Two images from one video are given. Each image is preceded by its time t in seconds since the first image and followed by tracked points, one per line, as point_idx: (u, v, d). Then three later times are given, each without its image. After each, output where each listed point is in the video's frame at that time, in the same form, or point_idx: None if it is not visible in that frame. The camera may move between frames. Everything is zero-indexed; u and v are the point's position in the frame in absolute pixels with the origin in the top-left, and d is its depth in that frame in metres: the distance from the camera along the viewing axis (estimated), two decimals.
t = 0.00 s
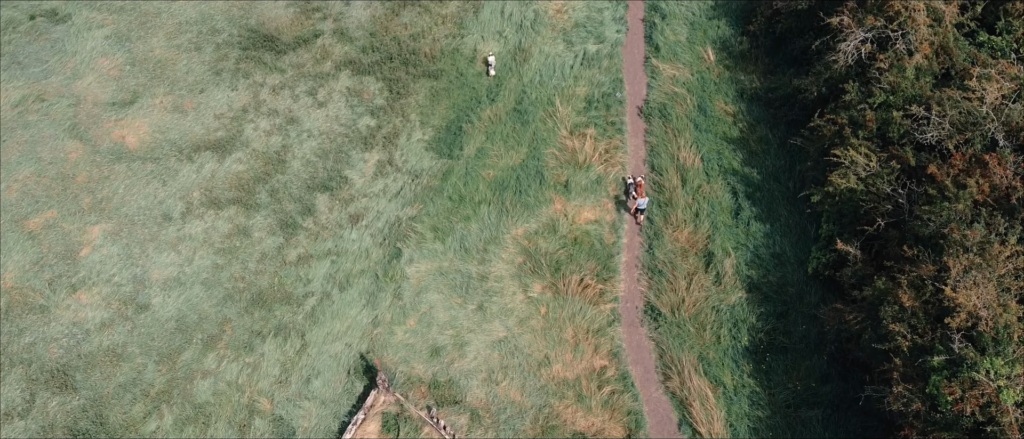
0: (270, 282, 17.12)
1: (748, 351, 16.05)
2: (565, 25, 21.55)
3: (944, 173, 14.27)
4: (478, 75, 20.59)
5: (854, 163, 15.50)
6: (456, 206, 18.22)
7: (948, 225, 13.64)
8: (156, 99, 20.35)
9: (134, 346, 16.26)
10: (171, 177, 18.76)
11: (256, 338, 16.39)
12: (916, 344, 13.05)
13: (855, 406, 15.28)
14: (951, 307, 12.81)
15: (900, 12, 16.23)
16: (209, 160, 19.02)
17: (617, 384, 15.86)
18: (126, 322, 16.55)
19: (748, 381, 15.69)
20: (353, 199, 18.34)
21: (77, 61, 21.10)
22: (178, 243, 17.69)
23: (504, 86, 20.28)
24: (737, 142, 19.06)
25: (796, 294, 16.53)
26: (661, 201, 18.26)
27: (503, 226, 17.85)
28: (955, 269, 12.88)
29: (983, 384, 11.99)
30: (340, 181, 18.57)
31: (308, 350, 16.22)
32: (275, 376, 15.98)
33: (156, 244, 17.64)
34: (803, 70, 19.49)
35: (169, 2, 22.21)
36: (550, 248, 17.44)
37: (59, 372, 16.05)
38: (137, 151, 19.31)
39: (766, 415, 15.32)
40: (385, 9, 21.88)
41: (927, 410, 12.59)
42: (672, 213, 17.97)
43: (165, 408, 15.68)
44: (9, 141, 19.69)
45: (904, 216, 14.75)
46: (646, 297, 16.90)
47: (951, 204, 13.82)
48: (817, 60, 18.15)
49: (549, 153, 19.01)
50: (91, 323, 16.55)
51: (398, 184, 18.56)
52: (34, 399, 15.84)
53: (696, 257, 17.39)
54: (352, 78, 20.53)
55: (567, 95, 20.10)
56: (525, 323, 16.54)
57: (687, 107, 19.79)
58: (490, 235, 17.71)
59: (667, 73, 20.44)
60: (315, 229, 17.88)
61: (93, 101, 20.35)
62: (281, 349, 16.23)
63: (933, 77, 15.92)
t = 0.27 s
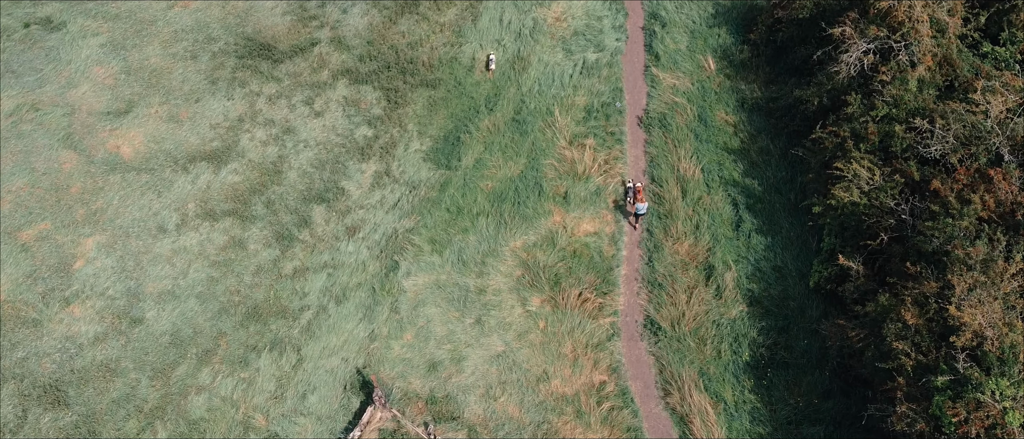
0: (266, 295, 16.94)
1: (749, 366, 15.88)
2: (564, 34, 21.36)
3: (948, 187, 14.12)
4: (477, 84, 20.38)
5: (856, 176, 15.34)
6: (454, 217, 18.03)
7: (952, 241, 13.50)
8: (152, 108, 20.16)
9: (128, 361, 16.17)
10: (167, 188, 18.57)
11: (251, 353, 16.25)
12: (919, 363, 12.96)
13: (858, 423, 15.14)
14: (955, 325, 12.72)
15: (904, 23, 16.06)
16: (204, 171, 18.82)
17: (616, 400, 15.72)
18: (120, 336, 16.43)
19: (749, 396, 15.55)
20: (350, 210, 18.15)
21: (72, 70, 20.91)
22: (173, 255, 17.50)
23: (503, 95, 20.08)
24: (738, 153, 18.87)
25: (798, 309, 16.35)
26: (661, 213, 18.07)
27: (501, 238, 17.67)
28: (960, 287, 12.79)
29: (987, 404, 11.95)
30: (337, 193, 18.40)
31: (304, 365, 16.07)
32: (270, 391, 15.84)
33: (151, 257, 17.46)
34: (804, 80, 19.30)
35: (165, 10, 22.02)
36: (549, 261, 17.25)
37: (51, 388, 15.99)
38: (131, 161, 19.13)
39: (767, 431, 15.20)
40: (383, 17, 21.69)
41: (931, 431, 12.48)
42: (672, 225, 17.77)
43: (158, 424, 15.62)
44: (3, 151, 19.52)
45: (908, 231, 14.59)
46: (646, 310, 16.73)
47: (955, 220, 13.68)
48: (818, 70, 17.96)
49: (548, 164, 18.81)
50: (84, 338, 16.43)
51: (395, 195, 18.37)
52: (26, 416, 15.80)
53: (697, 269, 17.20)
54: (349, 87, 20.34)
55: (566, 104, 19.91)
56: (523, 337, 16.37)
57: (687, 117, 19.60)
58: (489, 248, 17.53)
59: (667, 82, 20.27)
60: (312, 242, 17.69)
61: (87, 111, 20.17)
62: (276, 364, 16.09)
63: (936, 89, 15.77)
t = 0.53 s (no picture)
0: (262, 309, 16.78)
1: (750, 382, 15.83)
2: (563, 42, 21.15)
3: (952, 202, 13.91)
4: (475, 93, 20.18)
5: (859, 190, 15.13)
6: (452, 229, 17.85)
7: (957, 258, 13.32)
8: (147, 118, 19.95)
9: (122, 376, 16.09)
10: (162, 199, 18.37)
11: (247, 368, 16.16)
12: (924, 382, 12.89)
13: None
14: (960, 345, 12.56)
15: (907, 33, 15.85)
16: (200, 181, 18.62)
17: (616, 416, 15.69)
18: (114, 351, 16.33)
19: (750, 413, 15.53)
20: (347, 222, 17.96)
21: (67, 79, 20.71)
22: (168, 268, 17.31)
23: (501, 104, 19.88)
24: (739, 163, 18.68)
25: (799, 323, 16.20)
26: (662, 224, 17.85)
27: (500, 251, 17.48)
28: (965, 306, 12.61)
29: (993, 427, 11.95)
30: (334, 204, 18.21)
31: (300, 380, 15.99)
32: (266, 407, 15.80)
33: (145, 269, 17.27)
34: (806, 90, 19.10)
35: (161, 18, 21.82)
36: (548, 274, 17.07)
37: (44, 404, 15.96)
38: (126, 172, 18.93)
39: None
40: (381, 25, 21.49)
41: None
42: (673, 237, 17.58)
43: None
44: None
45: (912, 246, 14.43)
46: (646, 325, 16.58)
47: (960, 235, 13.50)
48: (820, 80, 17.76)
49: (547, 175, 18.62)
50: (78, 353, 16.34)
51: (392, 206, 18.19)
52: (19, 431, 15.80)
53: (698, 282, 17.02)
54: (347, 96, 20.14)
55: (565, 114, 19.72)
56: (522, 352, 16.24)
57: (688, 127, 19.42)
58: (487, 260, 17.35)
59: (667, 92, 20.08)
60: (309, 254, 17.51)
61: (82, 120, 19.97)
62: (272, 379, 16.02)
63: (940, 100, 15.56)
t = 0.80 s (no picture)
0: (258, 323, 16.63)
1: (751, 398, 15.70)
2: (563, 50, 20.96)
3: (957, 218, 13.74)
4: (473, 103, 19.99)
5: (861, 204, 14.92)
6: (449, 241, 17.67)
7: (961, 274, 13.13)
8: (142, 127, 19.77)
9: (116, 392, 16.04)
10: (157, 210, 18.19)
11: (242, 383, 16.06)
12: (929, 402, 12.74)
13: None
14: (964, 364, 12.46)
15: (911, 45, 15.61)
16: (195, 192, 18.43)
17: (615, 433, 15.58)
18: (107, 366, 16.27)
19: (751, 430, 15.46)
20: (343, 234, 17.77)
21: (61, 88, 20.54)
22: (163, 281, 17.14)
23: (500, 114, 19.69)
24: (740, 174, 18.48)
25: (801, 337, 16.02)
26: (662, 236, 17.67)
27: (498, 264, 17.30)
28: (969, 324, 12.46)
29: None
30: (331, 216, 18.03)
31: (296, 396, 15.88)
32: (261, 423, 15.71)
33: (140, 283, 17.10)
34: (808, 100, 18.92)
35: (156, 25, 21.64)
36: (547, 288, 16.89)
37: (36, 419, 15.96)
38: (121, 183, 18.75)
39: None
40: (379, 33, 21.31)
41: None
42: (673, 250, 17.41)
43: None
44: None
45: (915, 262, 14.28)
46: (646, 339, 16.43)
47: (964, 252, 13.31)
48: (822, 91, 17.57)
49: (546, 186, 18.45)
50: (71, 367, 16.29)
51: (390, 218, 18.00)
52: None
53: (698, 296, 16.85)
54: (344, 106, 19.96)
55: (564, 124, 19.53)
56: (520, 367, 16.12)
57: (688, 137, 19.24)
58: (485, 273, 17.18)
59: (667, 101, 19.91)
60: (305, 267, 17.32)
61: (77, 130, 19.79)
62: (267, 395, 15.91)
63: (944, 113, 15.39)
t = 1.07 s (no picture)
0: (254, 337, 16.49)
1: (752, 414, 15.59)
2: (562, 59, 20.77)
3: (961, 233, 13.56)
4: (472, 112, 19.79)
5: (864, 218, 14.73)
6: (448, 254, 17.50)
7: (966, 291, 12.93)
8: (137, 137, 19.57)
9: (109, 408, 15.94)
10: (152, 221, 18.01)
11: (238, 399, 15.96)
12: (933, 421, 12.60)
13: None
14: (968, 383, 12.29)
15: (914, 57, 15.41)
16: (191, 204, 18.25)
17: None
18: (101, 382, 16.16)
19: None
20: (340, 246, 17.59)
21: (56, 97, 20.34)
22: (158, 294, 16.98)
23: (499, 124, 19.50)
24: (741, 185, 18.30)
25: (803, 352, 15.87)
26: (662, 249, 17.49)
27: (497, 276, 17.14)
28: (973, 343, 12.30)
29: None
30: (328, 227, 17.84)
31: (292, 411, 15.78)
32: None
33: (134, 296, 16.95)
34: (809, 110, 18.74)
35: (152, 33, 21.45)
36: (546, 301, 16.72)
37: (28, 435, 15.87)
38: (116, 194, 18.56)
39: None
40: (376, 42, 21.12)
41: None
42: (673, 263, 17.24)
43: None
44: None
45: (919, 278, 14.08)
46: (646, 354, 16.30)
47: (968, 268, 13.10)
48: (824, 102, 17.39)
49: (546, 197, 18.26)
50: (65, 382, 16.17)
51: (387, 230, 17.82)
52: None
53: (699, 310, 16.71)
54: (341, 115, 19.76)
55: (564, 134, 19.34)
56: (518, 382, 16.03)
57: (688, 147, 19.06)
58: (483, 286, 17.01)
59: (668, 111, 19.71)
60: (302, 279, 17.14)
61: (71, 140, 19.60)
62: (263, 410, 15.82)
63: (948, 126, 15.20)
